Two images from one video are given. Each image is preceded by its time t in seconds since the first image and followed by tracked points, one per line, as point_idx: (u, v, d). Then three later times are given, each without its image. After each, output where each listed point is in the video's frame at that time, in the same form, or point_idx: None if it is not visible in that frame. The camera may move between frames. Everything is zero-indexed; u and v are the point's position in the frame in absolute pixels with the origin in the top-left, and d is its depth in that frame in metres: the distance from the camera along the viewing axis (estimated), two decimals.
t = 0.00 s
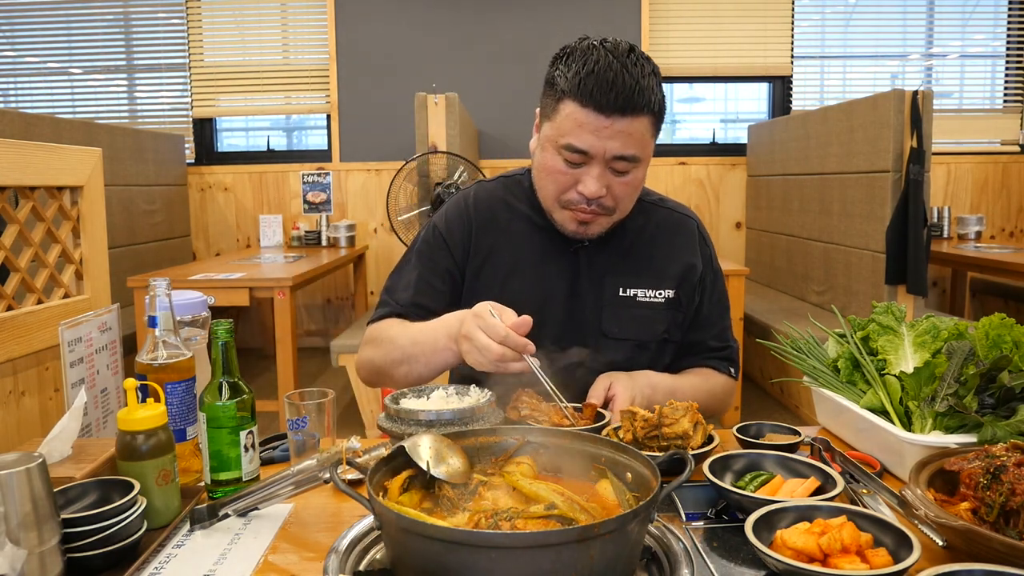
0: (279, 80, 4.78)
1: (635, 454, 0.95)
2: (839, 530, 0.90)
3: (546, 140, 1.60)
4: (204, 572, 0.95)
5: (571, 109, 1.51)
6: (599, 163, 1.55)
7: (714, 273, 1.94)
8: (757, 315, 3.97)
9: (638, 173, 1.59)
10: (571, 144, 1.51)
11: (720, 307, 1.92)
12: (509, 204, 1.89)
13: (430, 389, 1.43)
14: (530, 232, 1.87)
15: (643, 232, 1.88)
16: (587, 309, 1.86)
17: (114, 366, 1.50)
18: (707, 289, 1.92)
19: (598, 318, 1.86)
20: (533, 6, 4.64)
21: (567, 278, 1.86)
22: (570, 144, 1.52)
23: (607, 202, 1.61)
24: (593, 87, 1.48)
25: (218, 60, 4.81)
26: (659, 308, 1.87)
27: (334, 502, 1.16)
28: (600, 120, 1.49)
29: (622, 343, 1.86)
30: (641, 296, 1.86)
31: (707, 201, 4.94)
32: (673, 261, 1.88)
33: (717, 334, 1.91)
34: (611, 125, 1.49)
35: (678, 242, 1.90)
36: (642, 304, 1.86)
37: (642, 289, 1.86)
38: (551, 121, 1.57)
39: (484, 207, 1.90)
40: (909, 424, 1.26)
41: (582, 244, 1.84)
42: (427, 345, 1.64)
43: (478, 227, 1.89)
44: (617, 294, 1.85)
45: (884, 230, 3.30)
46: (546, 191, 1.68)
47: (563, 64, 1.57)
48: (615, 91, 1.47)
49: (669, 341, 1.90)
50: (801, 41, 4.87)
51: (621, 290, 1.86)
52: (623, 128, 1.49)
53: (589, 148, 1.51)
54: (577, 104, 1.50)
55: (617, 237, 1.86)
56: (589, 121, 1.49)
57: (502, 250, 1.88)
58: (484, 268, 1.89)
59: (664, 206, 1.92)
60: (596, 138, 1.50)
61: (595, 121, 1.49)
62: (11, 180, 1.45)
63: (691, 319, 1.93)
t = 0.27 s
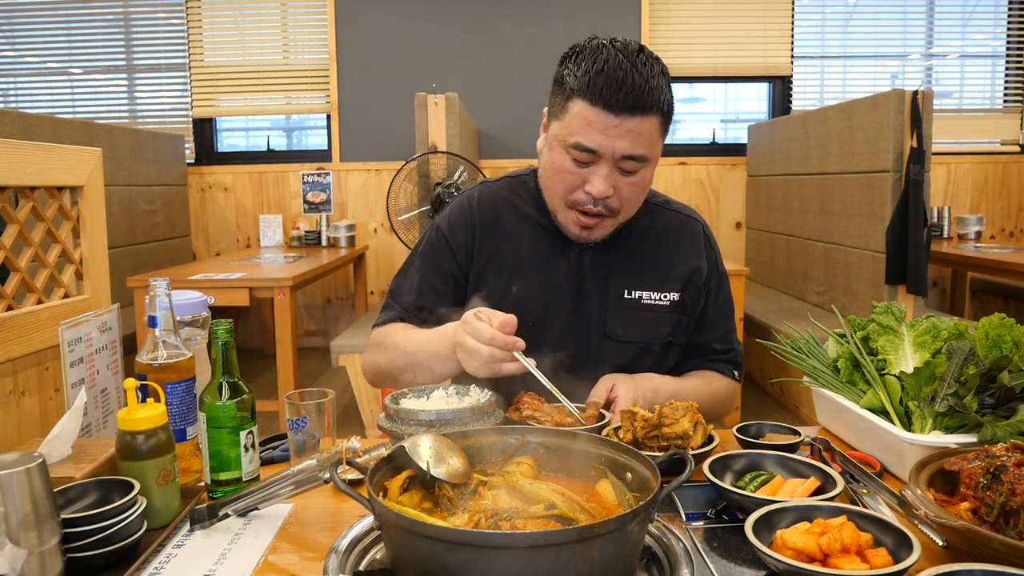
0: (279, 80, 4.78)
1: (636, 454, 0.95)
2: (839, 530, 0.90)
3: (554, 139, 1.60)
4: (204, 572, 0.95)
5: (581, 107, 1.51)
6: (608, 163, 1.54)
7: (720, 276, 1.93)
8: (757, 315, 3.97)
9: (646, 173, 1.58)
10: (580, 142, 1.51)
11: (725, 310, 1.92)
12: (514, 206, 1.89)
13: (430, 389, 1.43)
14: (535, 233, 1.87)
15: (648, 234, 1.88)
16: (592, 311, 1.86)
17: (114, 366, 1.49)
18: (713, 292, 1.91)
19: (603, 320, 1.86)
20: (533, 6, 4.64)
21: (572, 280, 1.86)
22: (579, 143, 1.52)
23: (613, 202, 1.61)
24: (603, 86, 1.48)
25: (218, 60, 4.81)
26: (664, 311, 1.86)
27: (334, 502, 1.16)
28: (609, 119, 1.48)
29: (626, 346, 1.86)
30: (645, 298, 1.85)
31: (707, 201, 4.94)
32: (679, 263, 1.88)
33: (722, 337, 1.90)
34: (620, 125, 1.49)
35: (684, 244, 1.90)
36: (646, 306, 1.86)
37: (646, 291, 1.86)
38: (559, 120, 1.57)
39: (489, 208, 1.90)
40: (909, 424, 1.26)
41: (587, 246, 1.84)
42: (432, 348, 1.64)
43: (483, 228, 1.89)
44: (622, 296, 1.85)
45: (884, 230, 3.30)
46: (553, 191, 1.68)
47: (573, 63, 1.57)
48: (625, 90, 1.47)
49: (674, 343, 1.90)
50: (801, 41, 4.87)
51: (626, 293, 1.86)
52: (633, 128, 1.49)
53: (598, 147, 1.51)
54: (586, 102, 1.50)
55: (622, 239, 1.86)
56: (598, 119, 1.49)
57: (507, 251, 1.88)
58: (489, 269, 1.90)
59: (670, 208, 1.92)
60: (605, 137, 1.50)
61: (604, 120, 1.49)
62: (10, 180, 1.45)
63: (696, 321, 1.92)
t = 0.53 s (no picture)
0: (279, 80, 4.78)
1: (636, 454, 0.95)
2: (839, 530, 0.90)
3: (556, 137, 1.60)
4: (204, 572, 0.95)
5: (583, 105, 1.51)
6: (609, 161, 1.55)
7: (721, 275, 1.93)
8: (757, 315, 3.97)
9: (648, 171, 1.59)
10: (582, 140, 1.51)
11: (726, 309, 1.91)
12: (514, 205, 1.90)
13: (430, 389, 1.43)
14: (535, 232, 1.87)
15: (649, 233, 1.88)
16: (593, 311, 1.86)
17: (114, 366, 1.49)
18: (714, 290, 1.91)
19: (604, 320, 1.86)
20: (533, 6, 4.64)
21: (573, 280, 1.86)
22: (581, 140, 1.52)
23: (615, 200, 1.61)
24: (605, 84, 1.48)
25: (218, 60, 4.81)
26: (665, 310, 1.86)
27: (334, 502, 1.16)
28: (611, 117, 1.49)
29: (628, 345, 1.86)
30: (646, 297, 1.85)
31: (707, 201, 4.94)
32: (679, 262, 1.88)
33: (724, 335, 1.90)
34: (621, 123, 1.49)
35: (685, 242, 1.89)
36: (647, 306, 1.86)
37: (647, 290, 1.86)
38: (561, 117, 1.57)
39: (489, 209, 1.91)
40: (909, 424, 1.26)
41: (588, 245, 1.84)
42: (432, 349, 1.64)
43: (483, 229, 1.90)
44: (623, 295, 1.85)
45: (885, 230, 3.30)
46: (556, 189, 1.68)
47: (575, 61, 1.57)
48: (627, 88, 1.47)
49: (675, 342, 1.90)
50: (801, 41, 4.87)
51: (627, 292, 1.86)
52: (634, 126, 1.49)
53: (600, 145, 1.51)
54: (588, 100, 1.50)
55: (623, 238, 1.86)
56: (600, 117, 1.49)
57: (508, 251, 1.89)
58: (489, 269, 1.90)
59: (670, 207, 1.91)
60: (607, 135, 1.50)
61: (606, 118, 1.49)
62: (10, 180, 1.45)
63: (697, 320, 1.92)
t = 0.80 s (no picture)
0: (279, 80, 4.78)
1: (635, 454, 0.95)
2: (839, 530, 0.90)
3: (541, 130, 1.61)
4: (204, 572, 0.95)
5: (564, 92, 1.51)
6: (597, 145, 1.54)
7: (721, 273, 1.93)
8: (757, 315, 3.97)
9: (637, 154, 1.58)
10: (566, 125, 1.51)
11: (727, 307, 1.91)
12: (512, 205, 1.90)
13: (430, 389, 1.43)
14: (533, 231, 1.87)
15: (648, 230, 1.88)
16: (593, 309, 1.86)
17: (114, 366, 1.49)
18: (714, 288, 1.91)
19: (604, 318, 1.85)
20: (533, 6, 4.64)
21: (573, 278, 1.86)
22: (565, 126, 1.52)
23: (607, 185, 1.60)
24: (584, 71, 1.49)
25: (218, 60, 4.81)
26: (665, 308, 1.86)
27: (334, 502, 1.16)
28: (593, 100, 1.49)
29: (629, 343, 1.85)
30: (646, 296, 1.85)
31: (707, 201, 4.94)
32: (678, 260, 1.88)
33: (724, 333, 1.90)
34: (603, 104, 1.49)
35: (683, 241, 1.89)
36: (647, 303, 1.85)
37: (647, 288, 1.86)
38: (544, 110, 1.58)
39: (486, 210, 1.92)
40: (909, 424, 1.26)
41: (586, 242, 1.84)
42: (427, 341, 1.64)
43: (482, 230, 1.91)
44: (622, 293, 1.85)
45: (885, 230, 3.30)
46: (547, 183, 1.68)
47: (552, 55, 1.58)
48: (605, 71, 1.48)
49: (675, 341, 1.90)
50: (801, 41, 4.87)
51: (627, 289, 1.86)
52: (617, 106, 1.49)
53: (584, 129, 1.51)
54: (569, 87, 1.51)
55: (621, 236, 1.86)
56: (582, 103, 1.50)
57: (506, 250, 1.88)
58: (487, 270, 1.90)
59: (668, 205, 1.91)
60: (591, 119, 1.50)
61: (588, 101, 1.49)
62: (10, 180, 1.45)
63: (698, 318, 1.92)
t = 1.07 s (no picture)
0: (279, 80, 4.78)
1: (635, 454, 0.95)
2: (839, 530, 0.90)
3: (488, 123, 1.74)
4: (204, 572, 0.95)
5: (493, 73, 1.69)
6: (533, 105, 1.66)
7: (717, 251, 1.93)
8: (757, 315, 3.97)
9: (575, 111, 1.68)
10: (498, 96, 1.67)
11: (725, 285, 1.92)
12: (497, 211, 1.94)
13: (430, 389, 1.43)
14: (519, 233, 1.89)
15: (632, 218, 1.88)
16: (584, 304, 1.85)
17: (114, 366, 1.49)
18: (709, 269, 1.91)
19: (597, 313, 1.84)
20: (533, 6, 4.64)
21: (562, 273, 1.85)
22: (500, 98, 1.68)
23: (557, 144, 1.66)
24: (502, 46, 1.67)
25: (218, 60, 4.81)
26: (657, 296, 1.85)
27: (334, 503, 1.16)
28: (515, 69, 1.66)
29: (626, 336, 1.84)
30: (636, 285, 1.85)
31: (707, 201, 4.94)
32: (666, 246, 1.88)
33: (725, 312, 1.91)
34: (526, 69, 1.66)
35: (670, 224, 1.89)
36: (638, 293, 1.84)
37: (637, 278, 1.85)
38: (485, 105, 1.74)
39: (472, 220, 1.95)
40: (909, 424, 1.26)
41: (569, 238, 1.85)
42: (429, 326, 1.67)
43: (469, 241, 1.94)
44: (613, 286, 1.84)
45: (885, 230, 3.30)
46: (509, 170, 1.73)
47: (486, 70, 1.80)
48: (520, 40, 1.67)
49: (674, 328, 1.89)
50: (801, 40, 4.87)
51: (617, 282, 1.85)
52: (539, 65, 1.66)
53: (516, 96, 1.66)
54: (494, 69, 1.69)
55: (606, 227, 1.86)
56: (506, 75, 1.67)
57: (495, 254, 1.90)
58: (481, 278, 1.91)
59: (652, 192, 1.93)
60: (518, 84, 1.66)
61: (512, 69, 1.67)
62: (10, 180, 1.45)
63: (698, 300, 1.92)
